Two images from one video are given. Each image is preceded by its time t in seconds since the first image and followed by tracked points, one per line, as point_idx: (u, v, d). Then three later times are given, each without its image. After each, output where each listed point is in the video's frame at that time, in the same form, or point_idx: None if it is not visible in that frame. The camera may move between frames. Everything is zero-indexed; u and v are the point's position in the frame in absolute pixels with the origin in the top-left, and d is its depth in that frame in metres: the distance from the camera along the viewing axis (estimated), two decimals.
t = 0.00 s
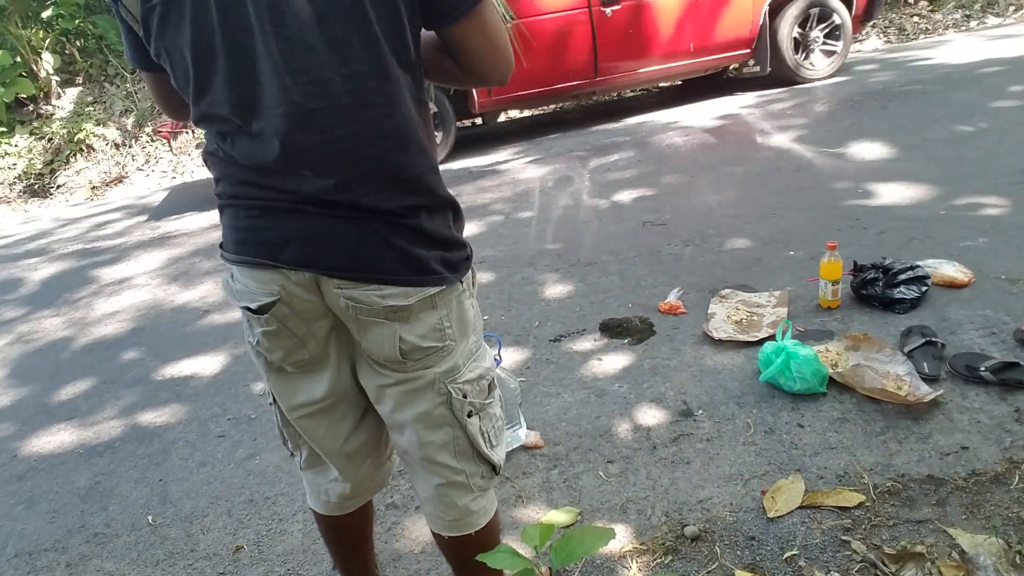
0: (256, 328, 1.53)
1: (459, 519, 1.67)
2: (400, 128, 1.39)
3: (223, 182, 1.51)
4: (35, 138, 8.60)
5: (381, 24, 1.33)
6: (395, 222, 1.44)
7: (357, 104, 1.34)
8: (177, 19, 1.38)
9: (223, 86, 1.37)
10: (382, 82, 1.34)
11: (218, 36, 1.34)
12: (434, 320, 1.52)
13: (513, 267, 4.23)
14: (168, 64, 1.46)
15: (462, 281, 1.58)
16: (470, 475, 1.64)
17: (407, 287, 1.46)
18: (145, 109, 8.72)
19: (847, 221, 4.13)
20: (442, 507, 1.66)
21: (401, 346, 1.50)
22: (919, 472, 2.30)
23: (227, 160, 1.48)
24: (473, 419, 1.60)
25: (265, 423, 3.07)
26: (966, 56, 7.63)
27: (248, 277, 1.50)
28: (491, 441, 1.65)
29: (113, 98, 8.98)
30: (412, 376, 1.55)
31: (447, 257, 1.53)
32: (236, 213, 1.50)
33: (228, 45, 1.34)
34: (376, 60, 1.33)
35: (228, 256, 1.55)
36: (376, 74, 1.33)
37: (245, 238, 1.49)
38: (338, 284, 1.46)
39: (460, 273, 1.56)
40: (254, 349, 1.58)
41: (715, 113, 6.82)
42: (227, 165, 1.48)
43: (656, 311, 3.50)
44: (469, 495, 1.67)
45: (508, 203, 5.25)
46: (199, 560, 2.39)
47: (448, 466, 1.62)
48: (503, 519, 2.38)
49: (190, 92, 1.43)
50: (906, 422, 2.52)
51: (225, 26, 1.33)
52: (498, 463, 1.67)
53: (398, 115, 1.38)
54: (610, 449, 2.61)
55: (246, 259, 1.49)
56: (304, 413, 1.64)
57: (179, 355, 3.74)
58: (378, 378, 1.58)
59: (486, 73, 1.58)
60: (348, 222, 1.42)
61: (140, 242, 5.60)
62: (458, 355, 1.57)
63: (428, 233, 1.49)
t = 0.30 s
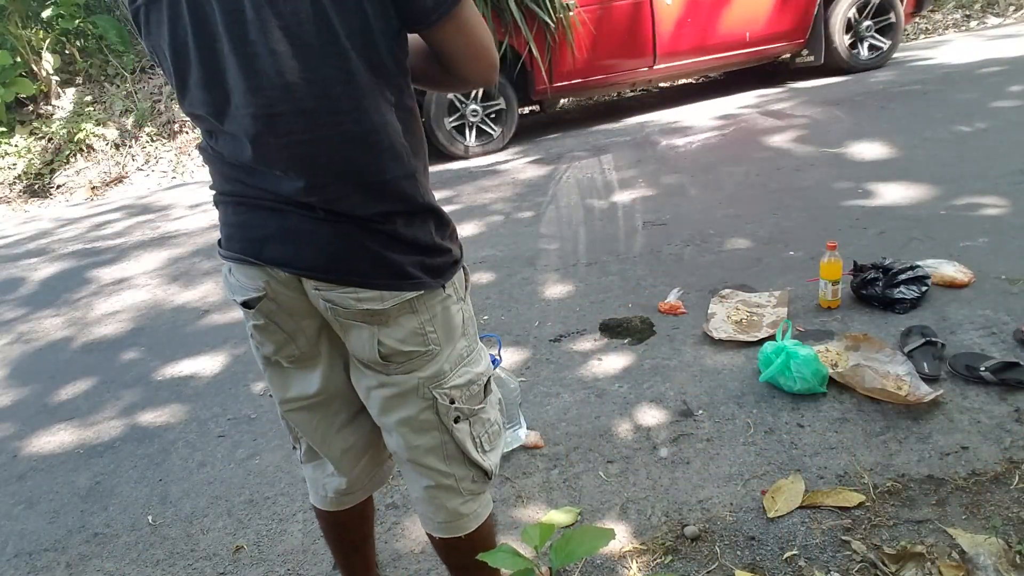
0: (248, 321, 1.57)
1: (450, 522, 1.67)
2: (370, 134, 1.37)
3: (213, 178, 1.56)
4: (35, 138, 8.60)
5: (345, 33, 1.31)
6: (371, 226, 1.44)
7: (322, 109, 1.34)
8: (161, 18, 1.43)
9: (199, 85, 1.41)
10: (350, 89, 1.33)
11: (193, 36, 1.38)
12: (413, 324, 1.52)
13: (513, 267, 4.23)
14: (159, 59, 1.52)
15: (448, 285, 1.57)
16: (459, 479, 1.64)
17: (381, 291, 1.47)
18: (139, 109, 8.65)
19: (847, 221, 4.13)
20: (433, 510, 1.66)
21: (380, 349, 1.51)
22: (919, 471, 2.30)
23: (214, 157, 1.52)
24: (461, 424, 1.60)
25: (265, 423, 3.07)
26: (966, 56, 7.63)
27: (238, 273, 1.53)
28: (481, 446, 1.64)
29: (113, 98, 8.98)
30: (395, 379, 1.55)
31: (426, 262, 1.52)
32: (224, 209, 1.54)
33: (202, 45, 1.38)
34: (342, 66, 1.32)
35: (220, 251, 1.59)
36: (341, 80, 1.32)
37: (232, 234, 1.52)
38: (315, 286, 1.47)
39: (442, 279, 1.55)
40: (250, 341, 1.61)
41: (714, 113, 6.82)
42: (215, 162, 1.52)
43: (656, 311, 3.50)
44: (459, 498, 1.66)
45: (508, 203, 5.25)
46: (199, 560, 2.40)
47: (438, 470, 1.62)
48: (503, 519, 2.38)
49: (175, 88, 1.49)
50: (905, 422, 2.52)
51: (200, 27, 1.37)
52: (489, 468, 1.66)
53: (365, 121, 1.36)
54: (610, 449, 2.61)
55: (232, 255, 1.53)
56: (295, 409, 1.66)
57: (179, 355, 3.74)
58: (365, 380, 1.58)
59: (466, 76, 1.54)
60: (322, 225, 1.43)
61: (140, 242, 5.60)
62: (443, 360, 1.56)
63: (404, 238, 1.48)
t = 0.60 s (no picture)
0: (248, 319, 1.58)
1: (447, 524, 1.66)
2: (364, 134, 1.37)
3: (214, 178, 1.57)
4: (35, 138, 8.60)
5: (338, 31, 1.31)
6: (365, 227, 1.44)
7: (314, 107, 1.33)
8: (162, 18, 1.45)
9: (197, 83, 1.42)
10: (345, 88, 1.33)
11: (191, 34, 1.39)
12: (409, 324, 1.51)
13: (513, 266, 4.23)
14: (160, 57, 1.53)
15: (446, 287, 1.57)
16: (456, 482, 1.64)
17: (378, 291, 1.47)
18: (139, 108, 8.66)
19: (847, 221, 4.13)
20: (429, 512, 1.65)
21: (376, 350, 1.50)
22: (918, 471, 2.30)
23: (215, 156, 1.53)
24: (457, 427, 1.60)
25: (265, 423, 3.07)
26: (966, 56, 7.62)
27: (238, 272, 1.55)
28: (477, 449, 1.64)
29: (112, 98, 8.97)
30: (391, 380, 1.54)
31: (423, 264, 1.51)
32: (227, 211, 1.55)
33: (199, 42, 1.38)
34: (335, 63, 1.32)
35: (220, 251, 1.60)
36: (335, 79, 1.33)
37: (231, 232, 1.53)
38: (312, 285, 1.48)
39: (440, 278, 1.54)
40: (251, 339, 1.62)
41: (714, 113, 6.82)
42: (216, 164, 1.53)
43: (656, 311, 3.50)
44: (456, 501, 1.66)
45: (508, 203, 5.25)
46: (199, 560, 2.40)
47: (434, 473, 1.62)
48: (503, 519, 2.38)
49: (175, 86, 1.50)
50: (905, 422, 2.52)
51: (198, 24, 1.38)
52: (485, 471, 1.65)
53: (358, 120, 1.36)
54: (610, 449, 2.61)
55: (232, 253, 1.54)
56: (294, 406, 1.66)
57: (179, 355, 3.74)
58: (361, 380, 1.58)
59: (453, 86, 1.50)
60: (318, 225, 1.43)
61: (140, 242, 5.59)
62: (440, 362, 1.56)
63: (400, 239, 1.47)
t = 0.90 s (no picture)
0: (258, 321, 1.57)
1: (455, 521, 1.67)
2: (383, 129, 1.37)
3: (224, 177, 1.56)
4: (35, 138, 8.60)
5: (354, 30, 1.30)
6: (383, 224, 1.44)
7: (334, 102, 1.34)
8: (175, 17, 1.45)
9: (211, 81, 1.42)
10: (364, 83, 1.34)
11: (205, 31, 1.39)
12: (426, 320, 1.52)
13: (513, 266, 4.23)
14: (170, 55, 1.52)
15: (458, 283, 1.58)
16: (465, 478, 1.65)
17: (398, 287, 1.47)
18: (139, 108, 8.66)
19: (847, 221, 4.13)
20: (437, 509, 1.66)
21: (394, 347, 1.51)
22: (919, 471, 2.30)
23: (226, 156, 1.52)
24: (469, 422, 1.61)
25: (265, 423, 3.07)
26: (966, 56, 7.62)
27: (250, 273, 1.54)
28: (487, 444, 1.65)
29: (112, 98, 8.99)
30: (408, 377, 1.55)
31: (439, 260, 1.52)
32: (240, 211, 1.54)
33: (213, 40, 1.38)
34: (352, 59, 1.32)
35: (231, 253, 1.59)
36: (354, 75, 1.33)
37: (244, 233, 1.53)
38: (330, 283, 1.47)
39: (454, 273, 1.56)
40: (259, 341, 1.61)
41: (714, 113, 6.82)
42: (228, 163, 1.53)
43: (656, 311, 3.50)
44: (465, 497, 1.67)
45: (508, 203, 5.25)
46: (199, 560, 2.40)
47: (445, 469, 1.63)
48: (503, 519, 2.38)
49: (187, 83, 1.49)
50: (905, 422, 2.52)
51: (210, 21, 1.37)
52: (494, 467, 1.67)
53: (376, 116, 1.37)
54: (610, 449, 2.61)
55: (245, 254, 1.54)
56: (304, 407, 1.66)
57: (179, 355, 3.74)
58: (376, 378, 1.58)
59: (451, 98, 1.38)
60: (337, 222, 1.43)
61: (140, 242, 5.59)
62: (454, 357, 1.57)
63: (419, 235, 1.48)
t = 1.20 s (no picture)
0: (271, 327, 1.57)
1: (466, 523, 1.67)
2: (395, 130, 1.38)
3: (234, 178, 1.56)
4: (35, 138, 8.60)
5: (366, 36, 1.29)
6: (399, 223, 1.45)
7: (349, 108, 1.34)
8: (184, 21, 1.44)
9: (220, 81, 1.41)
10: (375, 83, 1.33)
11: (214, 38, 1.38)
12: (443, 322, 1.52)
13: (513, 266, 4.23)
14: (179, 54, 1.52)
15: (473, 283, 1.58)
16: (478, 480, 1.65)
17: (415, 289, 1.47)
18: (139, 108, 8.68)
19: (846, 221, 4.13)
20: (448, 511, 1.66)
21: (411, 350, 1.51)
22: (919, 472, 2.30)
23: (237, 160, 1.52)
24: (483, 424, 1.61)
25: (265, 423, 3.07)
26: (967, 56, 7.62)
27: (263, 280, 1.54)
28: (500, 446, 1.65)
29: (112, 98, 8.99)
30: (424, 379, 1.55)
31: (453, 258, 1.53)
32: (250, 213, 1.54)
33: (223, 46, 1.37)
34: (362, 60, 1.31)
35: (244, 259, 1.60)
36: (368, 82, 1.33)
37: (257, 238, 1.53)
38: (347, 287, 1.47)
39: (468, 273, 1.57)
40: (271, 346, 1.61)
41: (714, 113, 6.82)
42: (238, 164, 1.52)
43: (656, 311, 3.50)
44: (477, 499, 1.67)
45: (508, 203, 5.25)
46: (199, 560, 2.39)
47: (457, 471, 1.63)
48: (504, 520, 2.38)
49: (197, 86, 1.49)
50: (906, 422, 2.52)
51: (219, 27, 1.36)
52: (506, 468, 1.67)
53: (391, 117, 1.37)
54: (610, 449, 2.61)
55: (258, 261, 1.54)
56: (314, 411, 1.66)
57: (180, 355, 3.74)
58: (390, 380, 1.58)
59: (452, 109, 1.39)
60: (352, 223, 1.44)
61: (141, 242, 5.59)
62: (470, 358, 1.57)
63: (432, 232, 1.49)
